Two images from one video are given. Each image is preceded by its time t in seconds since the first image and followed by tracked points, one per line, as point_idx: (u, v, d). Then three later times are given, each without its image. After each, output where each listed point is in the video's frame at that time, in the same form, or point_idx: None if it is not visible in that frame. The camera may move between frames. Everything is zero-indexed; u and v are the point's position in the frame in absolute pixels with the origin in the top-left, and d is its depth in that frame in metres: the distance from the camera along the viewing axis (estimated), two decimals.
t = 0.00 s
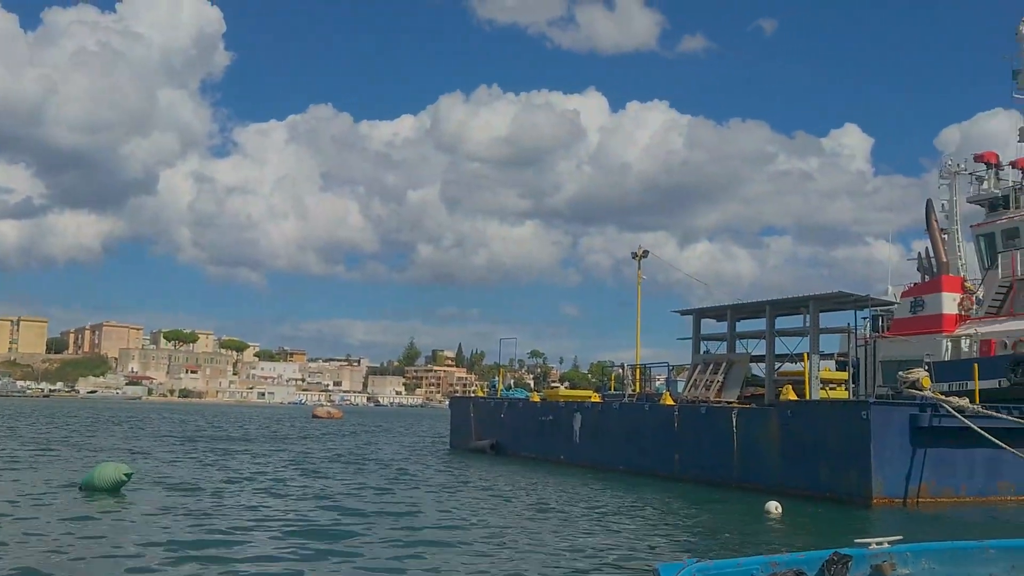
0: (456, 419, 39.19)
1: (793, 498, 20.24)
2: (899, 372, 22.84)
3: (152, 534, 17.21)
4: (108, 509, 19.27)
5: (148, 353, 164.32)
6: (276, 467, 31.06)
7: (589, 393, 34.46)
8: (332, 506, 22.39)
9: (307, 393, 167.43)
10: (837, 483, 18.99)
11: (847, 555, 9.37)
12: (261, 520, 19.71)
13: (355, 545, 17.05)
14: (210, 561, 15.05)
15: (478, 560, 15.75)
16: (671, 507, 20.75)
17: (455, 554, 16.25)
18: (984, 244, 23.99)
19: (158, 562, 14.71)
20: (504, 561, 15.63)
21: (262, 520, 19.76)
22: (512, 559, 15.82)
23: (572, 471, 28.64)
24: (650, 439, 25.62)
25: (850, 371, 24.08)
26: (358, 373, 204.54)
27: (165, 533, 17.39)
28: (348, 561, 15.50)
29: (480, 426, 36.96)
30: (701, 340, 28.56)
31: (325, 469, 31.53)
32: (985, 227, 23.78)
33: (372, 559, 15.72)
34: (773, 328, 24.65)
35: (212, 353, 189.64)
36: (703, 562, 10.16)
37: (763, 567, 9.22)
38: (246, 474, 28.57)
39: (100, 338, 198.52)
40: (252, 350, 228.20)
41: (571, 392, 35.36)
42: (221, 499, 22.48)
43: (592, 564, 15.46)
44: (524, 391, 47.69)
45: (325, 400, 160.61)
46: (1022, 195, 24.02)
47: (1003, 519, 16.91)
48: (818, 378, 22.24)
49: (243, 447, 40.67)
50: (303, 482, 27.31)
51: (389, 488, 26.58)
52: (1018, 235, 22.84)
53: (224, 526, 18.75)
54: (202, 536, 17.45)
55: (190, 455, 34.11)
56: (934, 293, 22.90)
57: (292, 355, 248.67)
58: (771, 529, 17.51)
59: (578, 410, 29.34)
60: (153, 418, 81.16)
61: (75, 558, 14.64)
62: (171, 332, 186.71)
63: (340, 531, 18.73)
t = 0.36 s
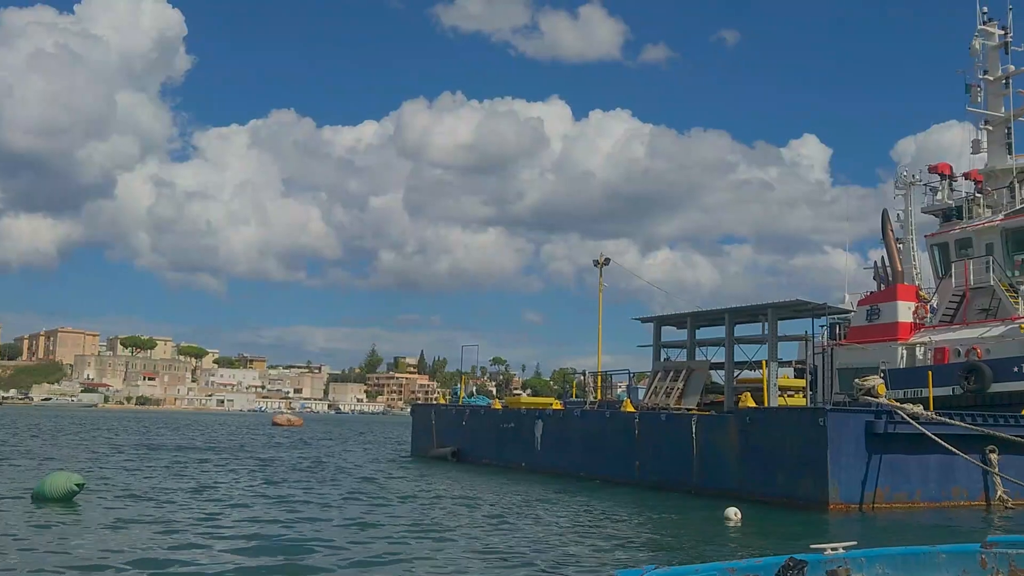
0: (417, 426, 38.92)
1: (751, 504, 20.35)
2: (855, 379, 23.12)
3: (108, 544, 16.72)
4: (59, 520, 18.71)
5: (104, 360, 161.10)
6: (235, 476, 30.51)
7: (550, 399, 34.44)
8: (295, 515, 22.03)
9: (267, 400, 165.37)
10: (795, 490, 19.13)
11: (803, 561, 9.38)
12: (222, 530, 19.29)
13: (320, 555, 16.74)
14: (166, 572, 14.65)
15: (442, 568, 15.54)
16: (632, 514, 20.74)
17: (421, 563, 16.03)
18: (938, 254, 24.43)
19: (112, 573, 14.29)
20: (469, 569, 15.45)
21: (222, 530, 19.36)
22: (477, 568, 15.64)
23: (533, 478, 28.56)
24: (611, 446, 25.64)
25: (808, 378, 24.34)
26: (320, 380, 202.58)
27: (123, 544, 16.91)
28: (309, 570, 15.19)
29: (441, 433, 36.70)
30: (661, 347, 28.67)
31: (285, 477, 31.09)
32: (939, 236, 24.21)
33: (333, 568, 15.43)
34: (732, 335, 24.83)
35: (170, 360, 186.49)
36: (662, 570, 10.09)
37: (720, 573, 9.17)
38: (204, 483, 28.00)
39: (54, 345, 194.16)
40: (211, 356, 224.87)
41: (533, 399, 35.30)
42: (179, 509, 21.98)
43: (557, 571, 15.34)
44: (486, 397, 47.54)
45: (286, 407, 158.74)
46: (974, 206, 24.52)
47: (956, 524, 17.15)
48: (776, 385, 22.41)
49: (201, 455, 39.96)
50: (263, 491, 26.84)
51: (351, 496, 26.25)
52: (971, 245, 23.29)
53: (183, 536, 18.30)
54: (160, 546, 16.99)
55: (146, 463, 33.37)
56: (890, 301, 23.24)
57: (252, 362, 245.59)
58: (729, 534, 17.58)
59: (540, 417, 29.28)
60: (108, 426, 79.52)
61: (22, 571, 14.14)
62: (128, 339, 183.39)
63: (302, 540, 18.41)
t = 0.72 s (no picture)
0: (378, 430, 38.60)
1: (710, 508, 20.44)
2: (813, 384, 23.37)
3: (65, 550, 16.37)
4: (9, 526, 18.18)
5: (61, 362, 157.91)
6: (193, 481, 29.97)
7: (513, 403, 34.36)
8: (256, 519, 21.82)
9: (228, 404, 163.22)
10: (753, 493, 19.27)
11: (756, 564, 9.39)
12: (182, 534, 19.02)
13: (284, 559, 16.62)
14: None
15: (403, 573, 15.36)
16: (590, 518, 20.76)
17: (385, 567, 15.98)
18: (895, 260, 24.80)
19: None
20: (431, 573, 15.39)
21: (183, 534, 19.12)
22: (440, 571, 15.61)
23: (494, 482, 28.46)
24: (572, 450, 25.63)
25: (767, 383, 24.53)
26: (282, 384, 200.45)
27: (81, 550, 16.64)
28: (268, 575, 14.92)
29: (403, 437, 36.43)
30: (623, 352, 28.72)
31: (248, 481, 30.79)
32: (897, 244, 24.57)
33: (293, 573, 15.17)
34: (693, 340, 24.96)
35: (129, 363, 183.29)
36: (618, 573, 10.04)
37: None
38: (161, 488, 27.44)
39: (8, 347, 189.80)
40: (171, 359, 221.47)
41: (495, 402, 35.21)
42: (138, 514, 21.66)
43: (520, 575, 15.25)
44: (450, 402, 47.34)
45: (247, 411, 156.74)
46: (930, 213, 24.92)
47: (910, 527, 17.37)
48: (735, 390, 22.56)
49: (158, 460, 39.25)
50: (224, 495, 26.54)
51: (314, 500, 26.05)
52: (927, 252, 23.66)
53: (142, 540, 18.06)
54: (120, 551, 16.73)
55: (101, 468, 32.67)
56: (848, 307, 23.52)
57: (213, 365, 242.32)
58: (688, 538, 17.62)
59: (502, 421, 29.18)
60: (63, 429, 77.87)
61: None
62: (86, 342, 179.98)
63: (264, 544, 18.22)
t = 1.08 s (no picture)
0: (345, 431, 38.33)
1: (677, 508, 20.49)
2: (778, 385, 23.57)
3: (26, 554, 15.99)
4: None
5: (22, 362, 154.93)
6: (157, 482, 29.52)
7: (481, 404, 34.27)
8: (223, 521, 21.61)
9: (193, 405, 161.20)
10: (718, 494, 19.36)
11: (719, 564, 9.40)
12: (148, 535, 18.84)
13: (253, 561, 16.39)
14: None
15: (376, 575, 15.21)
16: (556, 519, 20.74)
17: (353, 567, 15.93)
18: (859, 264, 25.11)
19: None
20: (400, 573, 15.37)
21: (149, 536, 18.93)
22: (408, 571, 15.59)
23: (461, 483, 28.36)
24: (539, 450, 25.60)
25: (733, 385, 24.69)
26: (249, 385, 198.41)
27: (43, 552, 16.30)
28: None
29: (369, 438, 36.21)
30: (591, 353, 28.75)
31: (216, 482, 30.52)
32: (861, 247, 24.87)
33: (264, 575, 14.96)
34: (660, 342, 25.04)
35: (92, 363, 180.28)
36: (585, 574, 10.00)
37: None
38: (126, 489, 26.96)
39: None
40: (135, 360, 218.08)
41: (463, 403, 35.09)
42: (103, 515, 21.40)
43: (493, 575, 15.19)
44: (417, 403, 47.15)
45: (213, 413, 154.96)
46: (893, 218, 25.28)
47: (873, 527, 17.56)
48: (702, 391, 22.67)
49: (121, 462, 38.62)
50: (192, 496, 26.26)
51: (282, 501, 25.85)
52: (890, 255, 23.98)
53: (107, 542, 17.74)
54: (85, 553, 16.48)
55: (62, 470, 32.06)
56: (812, 310, 23.76)
57: (178, 366, 239.12)
58: (655, 539, 17.65)
59: (469, 422, 29.10)
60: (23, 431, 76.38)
61: None
62: (47, 342, 176.66)
63: (232, 545, 18.10)
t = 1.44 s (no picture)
0: (310, 432, 37.95)
1: (641, 508, 20.53)
2: (742, 386, 23.75)
3: None
4: None
5: None
6: (117, 484, 28.93)
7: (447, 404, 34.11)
8: (184, 522, 21.34)
9: (155, 406, 158.80)
10: (682, 493, 19.43)
11: (681, 563, 9.39)
12: (108, 539, 18.42)
13: (216, 564, 16.09)
14: None
15: None
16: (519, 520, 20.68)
17: (320, 568, 15.72)
18: (822, 265, 25.40)
19: None
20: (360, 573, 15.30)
21: (108, 536, 18.73)
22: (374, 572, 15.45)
23: (426, 484, 28.19)
24: (505, 450, 25.53)
25: (698, 385, 24.82)
26: (213, 386, 195.89)
27: None
28: None
29: (334, 439, 35.89)
30: (557, 354, 28.75)
31: (178, 484, 30.02)
32: (823, 249, 25.16)
33: None
34: (625, 342, 25.10)
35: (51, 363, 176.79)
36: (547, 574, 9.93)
37: None
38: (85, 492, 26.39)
39: None
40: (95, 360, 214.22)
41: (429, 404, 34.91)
42: (62, 518, 20.90)
43: None
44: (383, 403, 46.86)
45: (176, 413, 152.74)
46: (856, 220, 25.60)
47: (834, 526, 17.73)
48: (667, 392, 22.75)
49: (80, 463, 37.87)
50: (156, 497, 25.99)
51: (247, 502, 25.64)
52: (852, 257, 24.27)
53: (65, 546, 17.30)
54: (42, 557, 16.06)
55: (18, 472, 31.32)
56: (776, 311, 23.96)
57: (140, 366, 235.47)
58: (620, 539, 17.67)
59: (435, 423, 28.95)
60: None
61: None
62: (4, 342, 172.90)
63: (194, 546, 17.96)
